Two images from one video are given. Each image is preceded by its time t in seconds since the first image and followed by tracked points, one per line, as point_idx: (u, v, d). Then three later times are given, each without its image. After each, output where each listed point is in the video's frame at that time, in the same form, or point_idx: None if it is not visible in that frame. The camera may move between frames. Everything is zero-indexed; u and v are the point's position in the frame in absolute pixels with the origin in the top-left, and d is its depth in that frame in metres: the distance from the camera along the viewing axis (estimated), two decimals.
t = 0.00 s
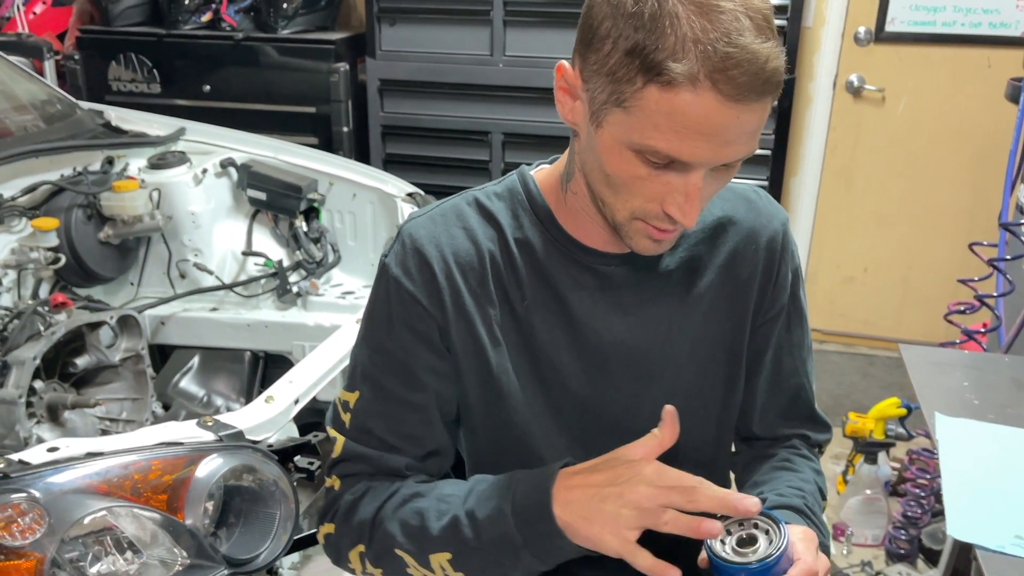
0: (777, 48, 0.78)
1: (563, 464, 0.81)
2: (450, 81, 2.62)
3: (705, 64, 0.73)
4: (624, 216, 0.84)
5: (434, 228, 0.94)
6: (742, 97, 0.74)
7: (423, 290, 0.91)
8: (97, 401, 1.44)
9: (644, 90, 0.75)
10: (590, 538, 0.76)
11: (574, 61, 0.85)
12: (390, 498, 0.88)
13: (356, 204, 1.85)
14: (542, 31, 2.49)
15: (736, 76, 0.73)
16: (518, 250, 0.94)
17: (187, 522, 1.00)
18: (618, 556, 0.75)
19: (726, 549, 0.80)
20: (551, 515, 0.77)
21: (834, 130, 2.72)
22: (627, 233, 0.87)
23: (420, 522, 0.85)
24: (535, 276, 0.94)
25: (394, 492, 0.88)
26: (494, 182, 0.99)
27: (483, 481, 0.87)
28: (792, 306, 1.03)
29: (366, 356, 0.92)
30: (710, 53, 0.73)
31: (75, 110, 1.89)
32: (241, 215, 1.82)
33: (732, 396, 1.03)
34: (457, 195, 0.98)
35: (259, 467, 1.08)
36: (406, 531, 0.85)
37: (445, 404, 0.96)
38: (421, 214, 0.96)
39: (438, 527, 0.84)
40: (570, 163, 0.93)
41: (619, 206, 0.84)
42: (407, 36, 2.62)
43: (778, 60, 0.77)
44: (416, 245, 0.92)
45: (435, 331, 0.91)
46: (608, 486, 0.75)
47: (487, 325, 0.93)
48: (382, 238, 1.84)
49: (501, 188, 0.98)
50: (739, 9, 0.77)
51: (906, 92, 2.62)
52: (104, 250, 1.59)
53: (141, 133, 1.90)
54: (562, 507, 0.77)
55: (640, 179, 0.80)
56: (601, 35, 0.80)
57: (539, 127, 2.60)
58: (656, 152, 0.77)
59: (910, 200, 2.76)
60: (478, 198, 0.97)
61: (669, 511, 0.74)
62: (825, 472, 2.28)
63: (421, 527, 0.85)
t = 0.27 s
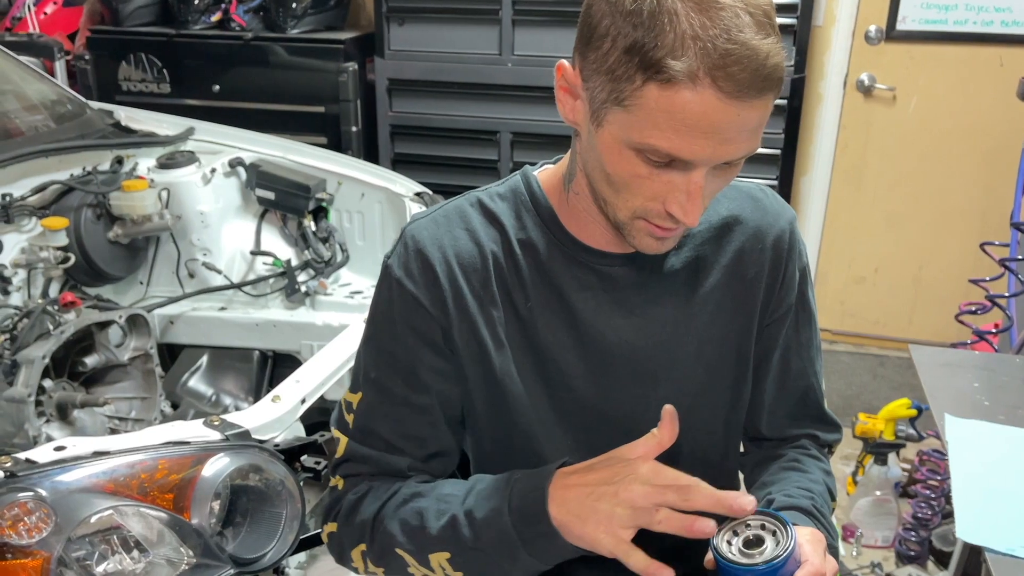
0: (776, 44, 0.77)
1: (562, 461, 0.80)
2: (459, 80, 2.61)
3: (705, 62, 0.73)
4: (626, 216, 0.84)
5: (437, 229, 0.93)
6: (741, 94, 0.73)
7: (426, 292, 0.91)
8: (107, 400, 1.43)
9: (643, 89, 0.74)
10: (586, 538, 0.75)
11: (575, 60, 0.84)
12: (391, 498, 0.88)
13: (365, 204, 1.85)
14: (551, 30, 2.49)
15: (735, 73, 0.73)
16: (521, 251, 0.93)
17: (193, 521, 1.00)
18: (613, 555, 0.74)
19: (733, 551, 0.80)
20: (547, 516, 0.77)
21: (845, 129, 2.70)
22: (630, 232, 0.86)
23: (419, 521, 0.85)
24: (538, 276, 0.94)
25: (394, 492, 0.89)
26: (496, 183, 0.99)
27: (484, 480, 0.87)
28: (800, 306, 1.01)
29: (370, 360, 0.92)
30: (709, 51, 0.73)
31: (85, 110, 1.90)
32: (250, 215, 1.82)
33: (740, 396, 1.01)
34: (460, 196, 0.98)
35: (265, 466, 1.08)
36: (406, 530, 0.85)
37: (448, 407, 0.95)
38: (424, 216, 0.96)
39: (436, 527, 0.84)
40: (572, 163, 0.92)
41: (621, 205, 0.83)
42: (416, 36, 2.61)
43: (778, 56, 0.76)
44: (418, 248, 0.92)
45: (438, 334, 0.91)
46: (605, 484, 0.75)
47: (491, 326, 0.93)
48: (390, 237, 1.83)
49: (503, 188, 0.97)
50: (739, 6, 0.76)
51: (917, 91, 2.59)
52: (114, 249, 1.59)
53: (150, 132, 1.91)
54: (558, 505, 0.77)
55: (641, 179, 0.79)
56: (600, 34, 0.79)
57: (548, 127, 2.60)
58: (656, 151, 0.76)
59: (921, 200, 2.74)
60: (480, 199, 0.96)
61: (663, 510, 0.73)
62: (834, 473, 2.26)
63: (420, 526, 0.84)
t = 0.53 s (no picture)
0: (782, 41, 0.76)
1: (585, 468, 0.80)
2: (469, 79, 2.61)
3: (711, 59, 0.72)
4: (631, 215, 0.83)
5: (443, 226, 0.93)
6: (748, 92, 0.72)
7: (433, 289, 0.90)
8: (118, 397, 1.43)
9: (649, 86, 0.73)
10: (609, 544, 0.75)
11: (579, 57, 0.83)
12: (406, 503, 0.87)
13: (373, 202, 1.85)
14: (561, 28, 2.48)
15: (742, 71, 0.72)
16: (527, 248, 0.93)
17: (203, 518, 1.00)
18: (639, 561, 0.74)
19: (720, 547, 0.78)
20: (571, 521, 0.76)
21: (857, 128, 2.68)
22: (635, 232, 0.85)
23: (436, 527, 0.84)
24: (544, 274, 0.93)
25: (410, 497, 0.87)
26: (501, 179, 0.98)
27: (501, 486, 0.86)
28: (809, 304, 1.00)
29: (377, 357, 0.92)
30: (715, 48, 0.72)
31: (97, 109, 1.90)
32: (260, 213, 1.82)
33: (745, 396, 1.00)
34: (466, 192, 0.97)
35: (274, 463, 1.07)
36: (422, 536, 0.84)
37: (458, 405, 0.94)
38: (430, 212, 0.95)
39: (454, 533, 0.83)
40: (576, 161, 0.91)
41: (626, 205, 0.82)
42: (426, 34, 2.61)
43: (783, 54, 0.75)
44: (424, 244, 0.91)
45: (445, 329, 0.90)
46: (630, 491, 0.75)
47: (497, 324, 0.92)
48: (398, 235, 1.83)
49: (509, 185, 0.97)
50: (745, 3, 0.75)
51: (930, 89, 2.57)
52: (125, 247, 1.60)
53: (161, 131, 1.91)
54: (584, 511, 0.76)
55: (646, 178, 0.78)
56: (604, 30, 0.78)
57: (558, 125, 2.59)
58: (661, 149, 0.75)
59: (933, 199, 2.71)
60: (486, 196, 0.96)
61: (692, 516, 0.74)
62: (845, 473, 2.24)
63: (437, 532, 0.84)
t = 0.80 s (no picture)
0: (796, 34, 0.76)
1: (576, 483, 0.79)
2: (480, 77, 2.61)
3: (725, 54, 0.71)
4: (643, 212, 0.82)
5: (452, 225, 0.93)
6: (762, 87, 0.72)
7: (441, 287, 0.90)
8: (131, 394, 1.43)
9: (662, 82, 0.73)
10: (587, 562, 0.74)
11: (592, 53, 0.83)
12: (404, 501, 0.87)
13: (385, 199, 1.85)
14: (572, 26, 2.47)
15: (756, 65, 0.71)
16: (537, 246, 0.93)
17: (214, 513, 1.01)
18: None
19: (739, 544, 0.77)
20: (557, 536, 0.76)
21: (870, 126, 2.66)
22: (647, 228, 0.84)
23: (429, 528, 0.84)
24: (554, 272, 0.93)
25: (409, 494, 0.88)
26: (512, 178, 0.98)
27: (497, 492, 0.85)
28: (821, 302, 1.00)
29: (385, 355, 0.92)
30: (729, 43, 0.72)
31: (111, 107, 1.91)
32: (272, 210, 1.83)
33: (757, 392, 1.00)
34: (475, 191, 0.97)
35: (285, 459, 1.08)
36: (416, 535, 0.84)
37: (464, 405, 0.95)
38: (439, 212, 0.95)
39: (446, 536, 0.82)
40: (588, 159, 0.91)
41: (638, 201, 0.82)
42: (437, 32, 2.61)
43: (798, 47, 0.75)
44: (434, 244, 0.91)
45: (453, 329, 0.90)
46: (614, 511, 0.74)
47: (506, 323, 0.92)
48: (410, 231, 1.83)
49: (519, 183, 0.97)
50: None
51: (944, 87, 2.55)
52: (138, 245, 1.61)
53: (174, 129, 1.92)
54: (567, 529, 0.76)
55: (659, 174, 0.78)
56: (617, 26, 0.78)
57: (568, 123, 2.59)
58: (675, 145, 0.75)
59: (947, 198, 2.69)
60: (496, 194, 0.96)
61: (664, 548, 0.71)
62: (857, 472, 2.23)
63: (430, 533, 0.83)
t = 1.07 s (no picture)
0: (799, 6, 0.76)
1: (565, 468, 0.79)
2: (489, 74, 2.60)
3: (727, 23, 0.71)
4: (651, 200, 0.81)
5: (456, 224, 0.92)
6: (767, 55, 0.71)
7: (441, 288, 0.90)
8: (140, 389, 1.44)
9: (665, 54, 0.73)
10: (580, 543, 0.73)
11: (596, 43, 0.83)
12: (393, 489, 0.86)
13: (394, 196, 1.85)
14: (582, 23, 2.46)
15: (759, 32, 0.71)
16: (542, 246, 0.92)
17: (220, 508, 1.01)
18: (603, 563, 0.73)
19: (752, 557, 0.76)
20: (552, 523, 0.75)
21: (881, 123, 2.64)
22: (655, 221, 0.82)
23: (420, 515, 0.83)
24: (559, 272, 0.92)
25: (397, 483, 0.87)
26: (517, 176, 0.98)
27: (486, 479, 0.85)
28: (832, 302, 0.99)
29: (382, 352, 0.91)
30: (731, 12, 0.72)
31: (121, 104, 1.92)
32: (281, 207, 1.83)
33: (767, 394, 0.99)
34: (480, 190, 0.97)
35: (291, 455, 1.08)
36: (405, 523, 0.83)
37: (460, 406, 0.95)
38: (443, 211, 0.95)
39: (436, 522, 0.82)
40: (595, 157, 0.90)
41: (646, 188, 0.80)
42: (447, 29, 2.61)
43: (802, 18, 0.74)
44: (436, 243, 0.91)
45: (453, 329, 0.90)
46: (604, 492, 0.74)
47: (509, 323, 0.92)
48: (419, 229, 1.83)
49: (525, 182, 0.96)
50: None
51: (958, 84, 2.53)
52: (148, 241, 1.62)
53: (184, 126, 1.93)
54: (557, 510, 0.75)
55: (665, 155, 0.76)
56: (619, 10, 0.78)
57: (578, 120, 2.58)
58: (680, 119, 0.74)
59: (960, 196, 2.66)
60: (501, 193, 0.95)
61: (653, 520, 0.71)
62: (867, 471, 2.21)
63: (420, 520, 0.83)
